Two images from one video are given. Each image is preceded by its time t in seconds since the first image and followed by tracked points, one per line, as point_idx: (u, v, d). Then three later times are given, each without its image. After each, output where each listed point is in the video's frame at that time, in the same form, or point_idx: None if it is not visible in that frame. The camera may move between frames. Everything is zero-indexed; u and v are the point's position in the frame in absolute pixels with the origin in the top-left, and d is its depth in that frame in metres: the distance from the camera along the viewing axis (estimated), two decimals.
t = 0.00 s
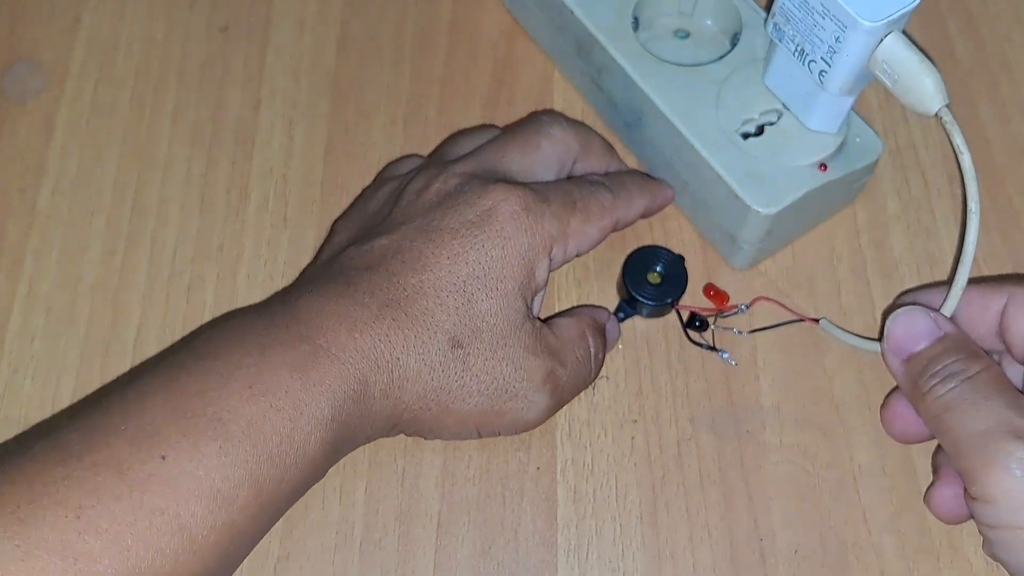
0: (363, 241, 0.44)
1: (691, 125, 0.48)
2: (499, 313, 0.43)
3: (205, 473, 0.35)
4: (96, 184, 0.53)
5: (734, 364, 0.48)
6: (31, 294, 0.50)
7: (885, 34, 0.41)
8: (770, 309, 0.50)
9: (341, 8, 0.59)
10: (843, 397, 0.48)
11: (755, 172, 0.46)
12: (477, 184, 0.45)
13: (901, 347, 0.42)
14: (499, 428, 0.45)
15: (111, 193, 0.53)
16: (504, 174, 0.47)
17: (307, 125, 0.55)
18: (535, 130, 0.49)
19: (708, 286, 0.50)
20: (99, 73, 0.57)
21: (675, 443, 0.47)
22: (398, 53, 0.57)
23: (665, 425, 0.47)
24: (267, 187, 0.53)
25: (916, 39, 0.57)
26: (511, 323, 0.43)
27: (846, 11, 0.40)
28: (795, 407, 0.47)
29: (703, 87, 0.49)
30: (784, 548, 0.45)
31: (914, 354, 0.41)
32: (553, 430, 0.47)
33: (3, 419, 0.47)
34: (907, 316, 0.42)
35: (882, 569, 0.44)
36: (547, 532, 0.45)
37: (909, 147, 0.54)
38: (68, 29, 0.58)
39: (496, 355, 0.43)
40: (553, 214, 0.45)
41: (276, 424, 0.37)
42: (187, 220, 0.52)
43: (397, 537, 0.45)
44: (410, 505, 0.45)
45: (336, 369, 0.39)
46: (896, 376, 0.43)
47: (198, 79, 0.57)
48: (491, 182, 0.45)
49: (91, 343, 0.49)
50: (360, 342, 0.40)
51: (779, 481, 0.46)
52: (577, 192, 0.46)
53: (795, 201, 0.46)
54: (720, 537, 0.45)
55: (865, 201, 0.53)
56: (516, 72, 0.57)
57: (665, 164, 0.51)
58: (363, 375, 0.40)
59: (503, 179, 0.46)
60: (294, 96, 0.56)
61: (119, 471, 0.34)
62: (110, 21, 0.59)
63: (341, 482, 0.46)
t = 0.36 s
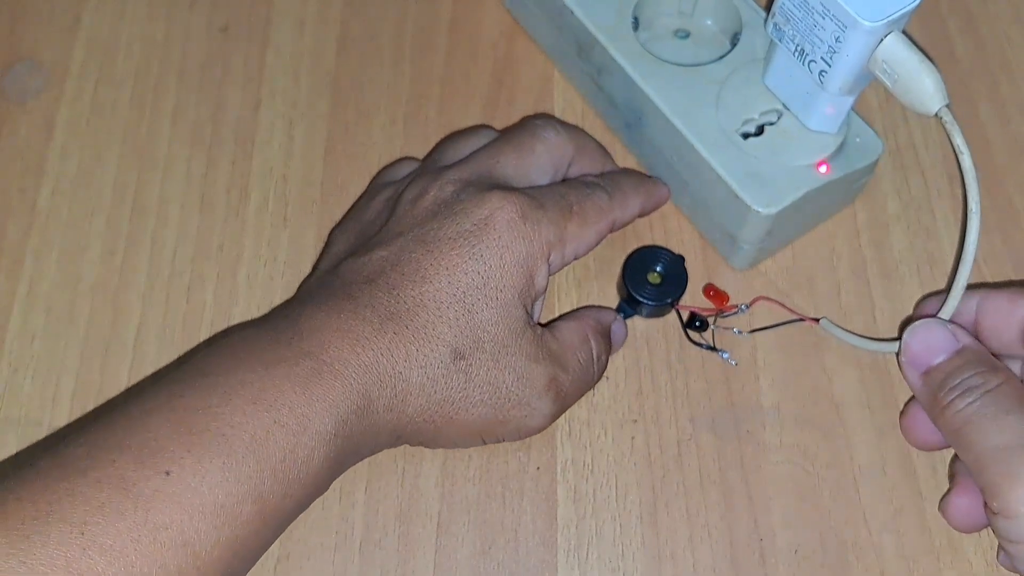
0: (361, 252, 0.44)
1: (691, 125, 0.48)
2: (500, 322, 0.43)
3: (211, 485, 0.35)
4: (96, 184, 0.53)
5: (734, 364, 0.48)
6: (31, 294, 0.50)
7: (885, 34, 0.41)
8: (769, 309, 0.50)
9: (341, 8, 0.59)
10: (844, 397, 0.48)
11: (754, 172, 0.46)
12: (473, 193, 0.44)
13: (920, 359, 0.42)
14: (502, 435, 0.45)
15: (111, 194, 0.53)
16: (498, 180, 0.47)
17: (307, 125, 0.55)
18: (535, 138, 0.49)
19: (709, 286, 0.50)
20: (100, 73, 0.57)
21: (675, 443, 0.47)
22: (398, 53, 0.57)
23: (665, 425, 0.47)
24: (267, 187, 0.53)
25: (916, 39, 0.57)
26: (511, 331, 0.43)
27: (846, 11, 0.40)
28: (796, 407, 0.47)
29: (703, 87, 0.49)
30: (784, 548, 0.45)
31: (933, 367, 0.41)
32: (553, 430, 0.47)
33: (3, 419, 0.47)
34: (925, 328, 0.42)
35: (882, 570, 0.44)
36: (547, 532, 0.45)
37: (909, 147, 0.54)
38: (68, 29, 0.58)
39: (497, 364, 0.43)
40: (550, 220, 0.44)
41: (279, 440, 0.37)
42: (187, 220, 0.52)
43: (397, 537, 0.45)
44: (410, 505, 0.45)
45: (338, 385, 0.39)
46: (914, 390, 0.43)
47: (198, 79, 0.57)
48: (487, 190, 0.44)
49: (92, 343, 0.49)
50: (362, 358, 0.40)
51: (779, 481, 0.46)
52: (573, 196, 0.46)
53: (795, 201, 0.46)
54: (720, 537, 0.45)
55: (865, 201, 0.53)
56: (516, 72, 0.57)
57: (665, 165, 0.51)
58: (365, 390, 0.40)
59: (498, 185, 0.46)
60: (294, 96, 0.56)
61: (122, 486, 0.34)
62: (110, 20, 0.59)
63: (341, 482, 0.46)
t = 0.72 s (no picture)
0: (263, 254, 0.44)
1: (691, 125, 0.48)
2: (400, 329, 0.42)
3: (123, 480, 0.36)
4: (96, 184, 0.53)
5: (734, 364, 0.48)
6: (31, 293, 0.50)
7: (885, 34, 0.41)
8: (770, 309, 0.50)
9: (340, 8, 0.59)
10: (844, 397, 0.48)
11: (754, 172, 0.46)
12: (376, 195, 0.44)
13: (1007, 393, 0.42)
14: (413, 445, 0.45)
15: (110, 193, 0.53)
16: (403, 173, 0.46)
17: (306, 125, 0.55)
18: (421, 141, 0.48)
19: (708, 286, 0.50)
20: (99, 72, 0.57)
21: (675, 444, 0.47)
22: (398, 53, 0.57)
23: (665, 425, 0.47)
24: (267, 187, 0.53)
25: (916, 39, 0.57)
26: (413, 338, 0.43)
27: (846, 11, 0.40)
28: (795, 408, 0.47)
29: (703, 87, 0.49)
30: (785, 548, 0.45)
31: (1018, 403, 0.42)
32: (553, 430, 0.47)
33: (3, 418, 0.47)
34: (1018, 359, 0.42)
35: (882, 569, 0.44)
36: (547, 532, 0.45)
37: (909, 147, 0.54)
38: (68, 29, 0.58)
39: (400, 371, 0.42)
40: (456, 221, 0.44)
41: (171, 451, 0.37)
42: (187, 220, 0.52)
43: (397, 537, 0.45)
44: (408, 506, 0.45)
45: (232, 395, 0.39)
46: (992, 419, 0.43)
47: (198, 79, 0.57)
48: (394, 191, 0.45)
49: (92, 343, 0.49)
50: (263, 368, 0.40)
51: (778, 481, 0.46)
52: (484, 188, 0.46)
53: (796, 201, 0.46)
54: (720, 538, 0.45)
55: (865, 201, 0.53)
56: (515, 71, 0.57)
57: (665, 164, 0.51)
58: (265, 402, 0.40)
59: (405, 183, 0.46)
60: (294, 96, 0.56)
61: (24, 483, 0.34)
62: (109, 21, 0.59)
63: (341, 481, 0.46)
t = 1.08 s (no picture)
0: None
1: (691, 125, 0.48)
2: None
3: None
4: (96, 184, 0.53)
5: (734, 364, 0.48)
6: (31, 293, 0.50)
7: (885, 35, 0.41)
8: (770, 309, 0.50)
9: (341, 8, 0.59)
10: (844, 398, 0.48)
11: (754, 172, 0.46)
12: None
13: None
14: None
15: (110, 193, 0.53)
16: None
17: (306, 125, 0.55)
18: None
19: (708, 286, 0.50)
20: (99, 72, 0.57)
21: (675, 443, 0.47)
22: (398, 53, 0.57)
23: (665, 425, 0.47)
24: (267, 187, 0.53)
25: (917, 39, 0.57)
26: None
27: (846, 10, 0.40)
28: (795, 408, 0.47)
29: (703, 87, 0.49)
30: (785, 548, 0.45)
31: None
32: (553, 430, 0.47)
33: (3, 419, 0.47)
34: None
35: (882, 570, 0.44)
36: (547, 532, 0.45)
37: (909, 147, 0.54)
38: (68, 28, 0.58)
39: None
40: None
41: None
42: (187, 220, 0.52)
43: (396, 536, 0.45)
44: (407, 505, 0.45)
45: None
46: None
47: (198, 79, 0.57)
48: None
49: (92, 342, 0.49)
50: None
51: (779, 481, 0.46)
52: None
53: (796, 201, 0.46)
54: (720, 538, 0.45)
55: (866, 201, 0.53)
56: (516, 71, 0.57)
57: (665, 164, 0.51)
58: None
59: None
60: (294, 96, 0.56)
61: None
62: (109, 20, 0.59)
63: (341, 480, 0.46)
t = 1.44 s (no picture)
0: None
1: (691, 125, 0.48)
2: None
3: None
4: (95, 183, 0.53)
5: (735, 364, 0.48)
6: (30, 293, 0.50)
7: (885, 35, 0.41)
8: (771, 309, 0.50)
9: (340, 8, 0.59)
10: (845, 398, 0.48)
11: (755, 173, 0.46)
12: None
13: None
14: None
15: (110, 193, 0.53)
16: None
17: (306, 125, 0.55)
18: None
19: (710, 286, 0.50)
20: (99, 71, 0.57)
21: (675, 444, 0.47)
22: (397, 53, 0.57)
23: (665, 425, 0.47)
24: (267, 187, 0.53)
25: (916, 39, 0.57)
26: None
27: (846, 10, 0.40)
28: (796, 407, 0.47)
29: (703, 87, 0.49)
30: (785, 548, 0.45)
31: None
32: (553, 430, 0.47)
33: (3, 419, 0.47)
34: None
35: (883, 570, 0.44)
36: (547, 532, 0.45)
37: (908, 147, 0.54)
38: (67, 28, 0.58)
39: None
40: None
41: None
42: (187, 220, 0.52)
43: (397, 536, 0.45)
44: (407, 505, 0.45)
45: None
46: None
47: (198, 79, 0.57)
48: None
49: (92, 342, 0.49)
50: None
51: (780, 482, 0.46)
52: None
53: (796, 201, 0.46)
54: (720, 538, 0.45)
55: (866, 200, 0.53)
56: (515, 71, 0.57)
57: (666, 164, 0.51)
58: None
59: None
60: (293, 96, 0.56)
61: None
62: (108, 20, 0.59)
63: (340, 480, 0.46)
